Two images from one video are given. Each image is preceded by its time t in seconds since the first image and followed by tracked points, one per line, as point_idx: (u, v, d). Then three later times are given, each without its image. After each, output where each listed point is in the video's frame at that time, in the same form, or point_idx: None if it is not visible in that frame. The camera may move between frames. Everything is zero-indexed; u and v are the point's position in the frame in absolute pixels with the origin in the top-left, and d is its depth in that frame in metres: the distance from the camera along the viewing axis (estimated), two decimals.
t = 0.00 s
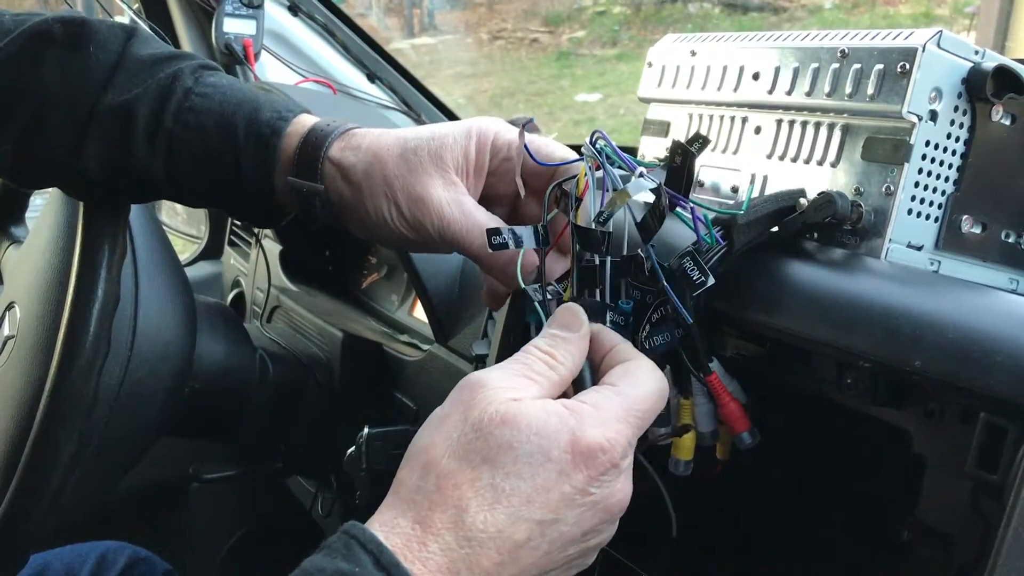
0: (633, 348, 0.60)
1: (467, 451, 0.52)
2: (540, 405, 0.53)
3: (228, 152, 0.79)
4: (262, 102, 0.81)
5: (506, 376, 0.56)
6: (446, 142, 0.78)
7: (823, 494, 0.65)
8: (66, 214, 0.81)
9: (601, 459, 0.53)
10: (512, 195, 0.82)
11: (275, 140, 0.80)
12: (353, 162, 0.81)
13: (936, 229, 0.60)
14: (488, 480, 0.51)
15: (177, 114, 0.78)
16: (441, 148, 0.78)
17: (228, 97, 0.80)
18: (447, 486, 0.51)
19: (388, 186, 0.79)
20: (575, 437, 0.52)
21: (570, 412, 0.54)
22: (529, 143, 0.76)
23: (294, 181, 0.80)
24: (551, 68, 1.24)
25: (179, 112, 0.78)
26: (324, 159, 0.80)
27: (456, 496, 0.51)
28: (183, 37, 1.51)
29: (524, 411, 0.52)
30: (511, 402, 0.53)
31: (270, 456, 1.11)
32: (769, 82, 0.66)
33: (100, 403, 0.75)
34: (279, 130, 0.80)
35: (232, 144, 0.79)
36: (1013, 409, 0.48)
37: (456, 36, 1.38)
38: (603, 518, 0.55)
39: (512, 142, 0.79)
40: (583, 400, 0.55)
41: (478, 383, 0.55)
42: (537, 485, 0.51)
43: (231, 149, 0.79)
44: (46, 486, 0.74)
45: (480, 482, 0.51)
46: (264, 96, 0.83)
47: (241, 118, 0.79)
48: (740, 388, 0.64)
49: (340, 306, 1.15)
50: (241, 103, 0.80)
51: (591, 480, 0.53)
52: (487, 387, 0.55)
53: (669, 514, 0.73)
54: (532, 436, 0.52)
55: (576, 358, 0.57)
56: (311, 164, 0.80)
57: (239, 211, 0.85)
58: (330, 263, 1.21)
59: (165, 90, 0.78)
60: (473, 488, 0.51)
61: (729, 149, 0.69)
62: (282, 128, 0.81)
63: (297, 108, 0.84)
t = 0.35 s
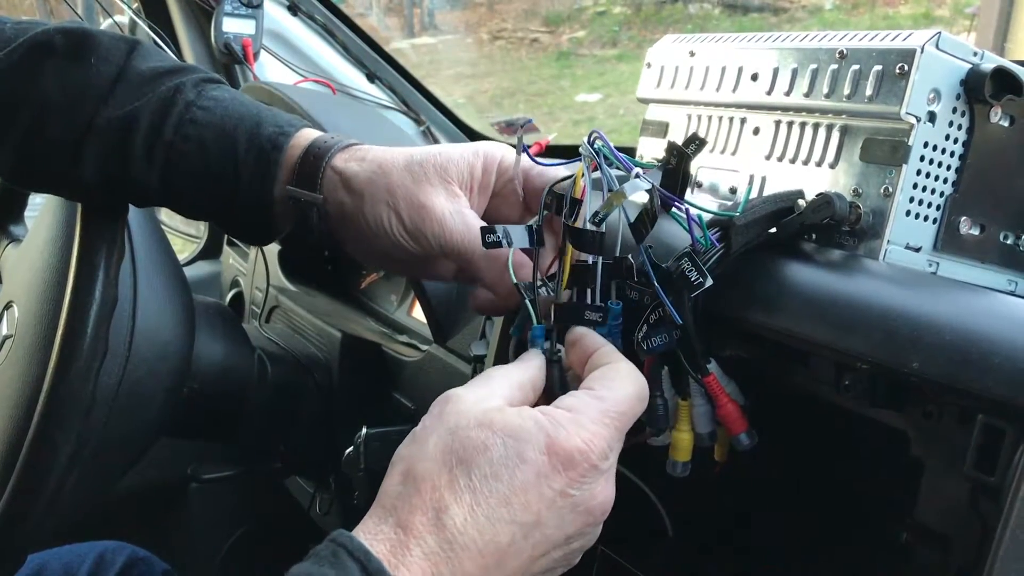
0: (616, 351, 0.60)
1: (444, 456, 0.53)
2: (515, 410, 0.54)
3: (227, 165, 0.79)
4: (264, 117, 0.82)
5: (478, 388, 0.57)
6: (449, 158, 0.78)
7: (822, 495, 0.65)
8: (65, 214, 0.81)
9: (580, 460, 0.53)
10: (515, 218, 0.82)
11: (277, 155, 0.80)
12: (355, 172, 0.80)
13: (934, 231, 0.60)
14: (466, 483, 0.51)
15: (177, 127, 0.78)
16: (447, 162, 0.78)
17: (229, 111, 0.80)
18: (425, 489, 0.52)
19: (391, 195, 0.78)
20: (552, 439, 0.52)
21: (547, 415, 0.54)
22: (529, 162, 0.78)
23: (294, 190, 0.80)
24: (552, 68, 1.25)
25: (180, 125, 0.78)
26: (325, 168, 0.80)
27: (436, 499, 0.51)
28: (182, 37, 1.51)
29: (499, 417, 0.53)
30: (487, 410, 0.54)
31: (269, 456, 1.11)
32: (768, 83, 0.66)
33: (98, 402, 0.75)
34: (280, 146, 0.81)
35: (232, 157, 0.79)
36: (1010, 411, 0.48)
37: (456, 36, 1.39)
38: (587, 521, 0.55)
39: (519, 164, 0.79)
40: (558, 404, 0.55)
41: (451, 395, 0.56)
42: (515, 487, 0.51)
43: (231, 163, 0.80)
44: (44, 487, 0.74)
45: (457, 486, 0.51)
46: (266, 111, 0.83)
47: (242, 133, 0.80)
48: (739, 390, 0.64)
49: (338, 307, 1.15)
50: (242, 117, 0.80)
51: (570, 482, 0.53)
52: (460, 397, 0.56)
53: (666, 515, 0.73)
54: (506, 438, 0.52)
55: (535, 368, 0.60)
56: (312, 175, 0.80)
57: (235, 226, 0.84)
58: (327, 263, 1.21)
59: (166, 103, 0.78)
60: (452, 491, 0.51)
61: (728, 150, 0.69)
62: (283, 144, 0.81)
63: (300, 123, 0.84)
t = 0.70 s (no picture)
0: (622, 349, 0.60)
1: (450, 445, 0.53)
2: (522, 404, 0.54)
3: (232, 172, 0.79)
4: (270, 124, 0.81)
5: (486, 380, 0.57)
6: (452, 167, 0.78)
7: (822, 495, 0.65)
8: (67, 213, 0.80)
9: (584, 456, 0.53)
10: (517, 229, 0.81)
11: (282, 163, 0.80)
12: (358, 177, 0.80)
13: (935, 230, 0.60)
14: (470, 473, 0.51)
15: (182, 133, 0.78)
16: (447, 168, 0.78)
17: (234, 119, 0.80)
18: (430, 477, 0.52)
19: (391, 198, 0.78)
20: (557, 434, 0.53)
21: (553, 410, 0.54)
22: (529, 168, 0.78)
23: (296, 195, 0.80)
24: (552, 67, 1.25)
25: (184, 132, 0.78)
26: (329, 173, 0.80)
27: (439, 489, 0.51)
28: (183, 35, 1.51)
29: (505, 409, 0.53)
30: (495, 402, 0.54)
31: (269, 455, 1.11)
32: (769, 82, 0.66)
33: (98, 400, 0.75)
34: (285, 154, 0.80)
35: (237, 164, 0.79)
36: (1010, 411, 0.48)
37: (457, 35, 1.40)
38: (588, 517, 0.55)
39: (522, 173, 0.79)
40: (565, 399, 0.55)
41: (459, 386, 0.56)
42: (519, 480, 0.51)
43: (235, 171, 0.79)
44: (43, 485, 0.74)
45: (462, 476, 0.51)
46: (270, 117, 0.82)
47: (247, 141, 0.79)
48: (738, 388, 0.64)
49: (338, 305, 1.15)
50: (248, 125, 0.80)
51: (574, 477, 0.53)
52: (469, 389, 0.56)
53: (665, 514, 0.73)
54: (513, 431, 0.52)
55: (546, 364, 0.59)
56: (315, 180, 0.80)
57: (235, 234, 0.84)
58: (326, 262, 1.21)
59: (171, 109, 0.78)
60: (456, 480, 0.51)
61: (729, 149, 0.69)
62: (288, 152, 0.81)
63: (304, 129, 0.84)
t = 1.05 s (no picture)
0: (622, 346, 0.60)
1: (449, 438, 0.53)
2: (521, 399, 0.54)
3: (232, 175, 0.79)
4: (271, 129, 0.81)
5: (486, 376, 0.57)
6: (454, 171, 0.79)
7: (822, 495, 0.65)
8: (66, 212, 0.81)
9: (583, 450, 0.53)
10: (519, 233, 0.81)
11: (282, 169, 0.80)
12: (359, 183, 0.81)
13: (937, 230, 0.60)
14: (469, 466, 0.51)
15: (182, 136, 0.78)
16: (450, 173, 0.79)
17: (235, 123, 0.80)
18: (429, 470, 0.52)
19: (393, 203, 0.78)
20: (556, 428, 0.53)
21: (552, 404, 0.54)
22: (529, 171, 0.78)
23: (298, 203, 0.81)
24: (552, 67, 1.25)
25: (185, 136, 0.78)
26: (330, 179, 0.81)
27: (438, 481, 0.51)
28: (185, 32, 1.51)
29: (504, 403, 0.53)
30: (494, 397, 0.54)
31: (269, 452, 1.11)
32: (771, 81, 0.66)
33: (98, 398, 0.75)
34: (285, 159, 0.80)
35: (237, 168, 0.79)
36: (1012, 410, 0.48)
37: (458, 34, 1.41)
38: (587, 512, 0.55)
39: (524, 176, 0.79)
40: (564, 394, 0.55)
41: (458, 381, 0.57)
42: (518, 474, 0.51)
43: (234, 175, 0.79)
44: (43, 482, 0.73)
45: (460, 469, 0.51)
46: (272, 121, 0.82)
47: (247, 147, 0.79)
48: (739, 387, 0.64)
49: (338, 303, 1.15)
50: (248, 129, 0.80)
51: (572, 471, 0.53)
52: (469, 383, 0.56)
53: (665, 511, 0.73)
54: (512, 424, 0.52)
55: (546, 361, 0.59)
56: (316, 187, 0.80)
57: (235, 234, 0.84)
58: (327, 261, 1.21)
59: (171, 112, 0.78)
60: (455, 473, 0.51)
61: (731, 148, 0.69)
62: (288, 158, 0.81)
63: (307, 134, 0.84)
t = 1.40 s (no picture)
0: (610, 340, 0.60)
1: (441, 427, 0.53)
2: (511, 390, 0.54)
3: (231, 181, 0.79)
4: (270, 133, 0.81)
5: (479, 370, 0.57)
6: (463, 172, 0.78)
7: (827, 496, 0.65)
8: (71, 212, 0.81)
9: (575, 437, 0.53)
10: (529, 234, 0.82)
11: (281, 174, 0.81)
12: (363, 187, 0.80)
13: (945, 232, 0.60)
14: (460, 455, 0.52)
15: (181, 140, 0.78)
16: (461, 176, 0.78)
17: (234, 127, 0.80)
18: (421, 461, 0.52)
19: (403, 209, 0.77)
20: (546, 414, 0.53)
21: (542, 393, 0.54)
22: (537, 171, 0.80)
23: (299, 208, 0.81)
24: (553, 67, 1.24)
25: (184, 139, 0.78)
26: (333, 184, 0.80)
27: (430, 471, 0.51)
28: (189, 30, 1.51)
29: (495, 393, 0.54)
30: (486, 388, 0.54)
31: (271, 451, 1.11)
32: (779, 83, 0.66)
33: (103, 396, 0.75)
34: (285, 164, 0.81)
35: (236, 173, 0.80)
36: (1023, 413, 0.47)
37: (459, 34, 1.38)
38: (582, 500, 0.55)
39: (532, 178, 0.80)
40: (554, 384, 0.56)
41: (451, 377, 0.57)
42: (509, 460, 0.52)
43: (232, 180, 0.80)
44: (47, 480, 0.73)
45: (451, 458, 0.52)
46: (272, 124, 0.83)
47: (247, 151, 0.80)
48: (746, 389, 0.63)
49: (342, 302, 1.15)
50: (247, 134, 0.80)
51: (565, 457, 0.53)
52: (461, 377, 0.57)
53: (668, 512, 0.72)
54: (501, 413, 0.53)
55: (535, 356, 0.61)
56: (319, 191, 0.80)
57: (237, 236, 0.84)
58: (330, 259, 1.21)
59: (171, 115, 0.78)
60: (446, 462, 0.52)
61: (739, 148, 0.69)
62: (289, 163, 0.81)
63: (309, 138, 0.85)
